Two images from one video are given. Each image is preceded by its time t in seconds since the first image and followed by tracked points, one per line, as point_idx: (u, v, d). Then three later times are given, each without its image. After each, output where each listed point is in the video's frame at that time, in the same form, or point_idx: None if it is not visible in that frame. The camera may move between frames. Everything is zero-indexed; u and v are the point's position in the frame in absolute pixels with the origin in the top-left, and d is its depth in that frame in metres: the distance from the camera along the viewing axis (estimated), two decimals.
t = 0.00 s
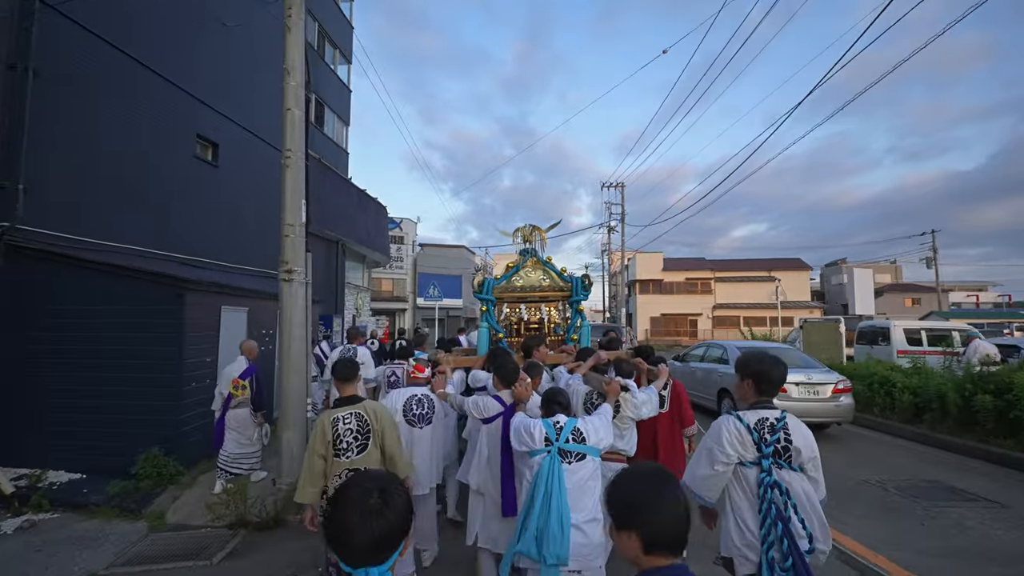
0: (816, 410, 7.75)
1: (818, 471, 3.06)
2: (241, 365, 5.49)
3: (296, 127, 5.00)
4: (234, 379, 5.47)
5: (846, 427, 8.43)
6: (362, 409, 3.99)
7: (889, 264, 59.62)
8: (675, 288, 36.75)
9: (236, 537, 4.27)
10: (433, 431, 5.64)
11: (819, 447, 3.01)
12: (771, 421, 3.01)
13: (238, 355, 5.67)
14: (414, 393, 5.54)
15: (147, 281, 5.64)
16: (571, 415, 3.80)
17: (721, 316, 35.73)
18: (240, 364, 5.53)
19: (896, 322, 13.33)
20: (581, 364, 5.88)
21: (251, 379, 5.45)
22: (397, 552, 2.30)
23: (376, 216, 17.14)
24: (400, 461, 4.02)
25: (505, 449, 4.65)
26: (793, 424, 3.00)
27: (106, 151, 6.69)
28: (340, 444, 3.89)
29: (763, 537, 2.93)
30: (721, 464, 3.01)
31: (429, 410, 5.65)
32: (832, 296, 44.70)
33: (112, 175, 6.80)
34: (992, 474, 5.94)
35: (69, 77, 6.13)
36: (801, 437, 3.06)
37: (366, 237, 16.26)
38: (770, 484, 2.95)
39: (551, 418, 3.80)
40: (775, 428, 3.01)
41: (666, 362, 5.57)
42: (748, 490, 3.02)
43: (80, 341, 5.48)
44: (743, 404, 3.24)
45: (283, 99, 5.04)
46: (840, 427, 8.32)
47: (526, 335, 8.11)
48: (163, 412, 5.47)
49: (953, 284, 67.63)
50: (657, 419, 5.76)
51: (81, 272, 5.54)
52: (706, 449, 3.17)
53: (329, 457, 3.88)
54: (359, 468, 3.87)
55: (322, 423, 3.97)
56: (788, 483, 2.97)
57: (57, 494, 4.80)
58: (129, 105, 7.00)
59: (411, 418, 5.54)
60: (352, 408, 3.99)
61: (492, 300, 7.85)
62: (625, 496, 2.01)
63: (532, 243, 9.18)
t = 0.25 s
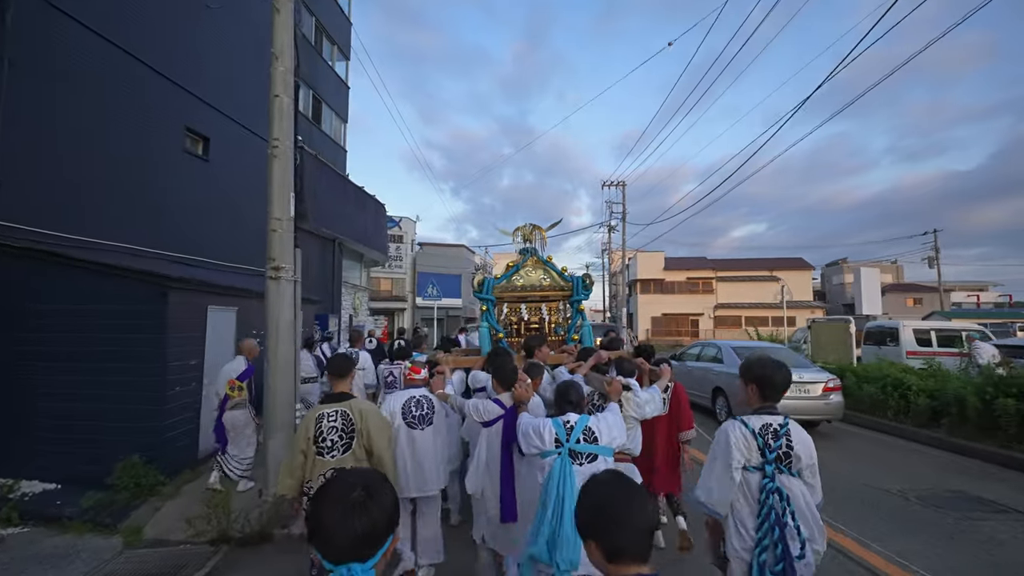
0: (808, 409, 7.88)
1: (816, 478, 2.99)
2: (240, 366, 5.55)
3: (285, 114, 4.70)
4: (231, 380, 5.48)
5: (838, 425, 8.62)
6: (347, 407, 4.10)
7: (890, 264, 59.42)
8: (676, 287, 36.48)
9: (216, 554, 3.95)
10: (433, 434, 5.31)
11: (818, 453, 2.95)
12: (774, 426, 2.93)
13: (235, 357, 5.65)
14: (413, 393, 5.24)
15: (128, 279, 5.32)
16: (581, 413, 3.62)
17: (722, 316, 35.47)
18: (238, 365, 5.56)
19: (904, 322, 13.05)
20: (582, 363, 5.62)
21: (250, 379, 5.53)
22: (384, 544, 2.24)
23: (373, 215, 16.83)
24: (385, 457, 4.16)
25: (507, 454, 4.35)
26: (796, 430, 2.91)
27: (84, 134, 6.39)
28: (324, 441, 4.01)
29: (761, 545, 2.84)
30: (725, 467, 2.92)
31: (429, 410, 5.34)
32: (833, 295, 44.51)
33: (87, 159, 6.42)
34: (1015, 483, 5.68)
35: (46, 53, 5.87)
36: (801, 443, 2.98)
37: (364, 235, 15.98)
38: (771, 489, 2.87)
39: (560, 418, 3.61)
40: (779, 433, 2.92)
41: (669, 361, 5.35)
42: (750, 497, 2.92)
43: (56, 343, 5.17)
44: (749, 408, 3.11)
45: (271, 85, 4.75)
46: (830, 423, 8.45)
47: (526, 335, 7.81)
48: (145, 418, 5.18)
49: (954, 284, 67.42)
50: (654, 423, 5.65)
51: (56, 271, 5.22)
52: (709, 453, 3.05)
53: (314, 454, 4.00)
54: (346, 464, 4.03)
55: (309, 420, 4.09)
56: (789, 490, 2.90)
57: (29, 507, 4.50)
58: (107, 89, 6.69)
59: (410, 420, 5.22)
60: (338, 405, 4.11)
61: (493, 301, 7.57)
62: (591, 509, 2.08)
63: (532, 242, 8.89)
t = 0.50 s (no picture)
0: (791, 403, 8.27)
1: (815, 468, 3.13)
2: (229, 365, 5.36)
3: (268, 98, 4.40)
4: (220, 380, 5.26)
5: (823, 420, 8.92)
6: (343, 413, 3.82)
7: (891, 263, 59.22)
8: (676, 286, 36.24)
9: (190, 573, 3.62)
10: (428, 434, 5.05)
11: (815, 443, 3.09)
12: (776, 415, 3.06)
13: (227, 357, 5.40)
14: (406, 392, 5.01)
15: (102, 274, 5.03)
16: (577, 411, 3.77)
17: (722, 315, 35.22)
18: (228, 364, 5.37)
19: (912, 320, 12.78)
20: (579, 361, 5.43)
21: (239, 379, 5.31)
22: (375, 553, 2.03)
23: (370, 211, 16.53)
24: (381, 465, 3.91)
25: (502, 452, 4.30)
26: (796, 420, 3.06)
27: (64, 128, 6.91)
28: (317, 448, 3.71)
29: (770, 535, 2.88)
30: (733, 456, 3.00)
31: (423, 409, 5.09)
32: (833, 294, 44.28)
33: (77, 157, 7.08)
34: None
35: (37, 54, 6.57)
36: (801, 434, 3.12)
37: (360, 233, 15.68)
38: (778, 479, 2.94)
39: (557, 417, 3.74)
40: (780, 423, 3.05)
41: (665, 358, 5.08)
42: (758, 487, 2.98)
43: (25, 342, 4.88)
44: (748, 400, 3.27)
45: (254, 67, 4.45)
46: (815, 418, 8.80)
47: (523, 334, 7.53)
48: (120, 422, 4.89)
49: (954, 283, 67.24)
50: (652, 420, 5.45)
51: (23, 264, 4.94)
52: (717, 443, 3.13)
53: (305, 462, 3.69)
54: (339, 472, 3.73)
55: (301, 425, 3.76)
56: (793, 480, 2.98)
57: None
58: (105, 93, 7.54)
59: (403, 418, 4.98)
60: (333, 410, 3.81)
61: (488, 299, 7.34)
62: (567, 509, 2.07)
63: (530, 239, 8.64)
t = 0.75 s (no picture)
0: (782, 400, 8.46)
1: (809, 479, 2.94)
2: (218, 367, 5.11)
3: (250, 82, 4.11)
4: (210, 382, 5.03)
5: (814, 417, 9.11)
6: (343, 406, 3.92)
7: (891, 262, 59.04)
8: (677, 285, 35.99)
9: None
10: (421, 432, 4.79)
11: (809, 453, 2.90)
12: (769, 424, 2.85)
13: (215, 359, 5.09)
14: (403, 390, 4.78)
15: (78, 272, 4.77)
16: (566, 415, 3.53)
17: (723, 315, 34.99)
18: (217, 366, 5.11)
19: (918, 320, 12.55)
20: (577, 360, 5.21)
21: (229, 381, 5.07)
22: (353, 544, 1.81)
23: (366, 209, 16.23)
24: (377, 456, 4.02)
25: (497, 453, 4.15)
26: (791, 430, 2.84)
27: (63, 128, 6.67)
28: (317, 440, 3.79)
29: (764, 552, 2.72)
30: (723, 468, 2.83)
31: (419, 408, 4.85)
32: (834, 293, 44.08)
33: (77, 157, 6.87)
34: None
35: (35, 53, 6.32)
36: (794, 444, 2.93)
37: (356, 231, 15.40)
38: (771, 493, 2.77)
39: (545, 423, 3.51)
40: (773, 433, 2.85)
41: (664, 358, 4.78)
42: (750, 501, 2.81)
43: None
44: (739, 410, 3.01)
45: (235, 50, 4.16)
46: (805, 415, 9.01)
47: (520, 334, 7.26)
48: (94, 429, 4.59)
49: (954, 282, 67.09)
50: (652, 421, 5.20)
51: None
52: (708, 454, 2.95)
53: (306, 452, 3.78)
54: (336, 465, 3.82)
55: (301, 418, 3.87)
56: (789, 492, 2.80)
57: None
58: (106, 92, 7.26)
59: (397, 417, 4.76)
60: (333, 404, 3.90)
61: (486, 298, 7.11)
62: (558, 518, 1.88)
63: (527, 237, 8.40)
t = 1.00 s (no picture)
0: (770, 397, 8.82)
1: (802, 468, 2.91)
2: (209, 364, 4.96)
3: (232, 62, 3.82)
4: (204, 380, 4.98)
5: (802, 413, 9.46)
6: (336, 404, 3.80)
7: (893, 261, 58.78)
8: (678, 284, 35.74)
9: None
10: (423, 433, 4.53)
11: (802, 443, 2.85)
12: (765, 419, 2.77)
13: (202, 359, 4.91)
14: (404, 388, 4.51)
15: (48, 268, 4.53)
16: (566, 409, 3.41)
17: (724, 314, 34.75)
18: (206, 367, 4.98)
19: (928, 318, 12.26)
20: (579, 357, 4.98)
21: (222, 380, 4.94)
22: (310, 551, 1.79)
23: (363, 206, 15.95)
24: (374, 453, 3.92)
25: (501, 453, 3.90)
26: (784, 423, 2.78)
27: (66, 128, 6.38)
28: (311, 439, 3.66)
29: (781, 556, 2.60)
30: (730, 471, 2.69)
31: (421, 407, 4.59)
32: (836, 292, 43.79)
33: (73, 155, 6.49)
34: None
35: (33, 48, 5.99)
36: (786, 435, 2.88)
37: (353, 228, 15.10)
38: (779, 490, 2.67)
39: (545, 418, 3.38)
40: (771, 427, 2.77)
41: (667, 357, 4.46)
42: (760, 501, 2.68)
43: None
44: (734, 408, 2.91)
45: (216, 29, 3.87)
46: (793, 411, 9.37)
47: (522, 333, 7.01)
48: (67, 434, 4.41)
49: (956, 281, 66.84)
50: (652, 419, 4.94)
51: None
52: (710, 458, 2.81)
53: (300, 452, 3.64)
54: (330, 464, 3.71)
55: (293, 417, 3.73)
56: (793, 486, 2.73)
57: None
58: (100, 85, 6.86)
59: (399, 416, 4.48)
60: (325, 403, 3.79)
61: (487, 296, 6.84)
62: (545, 511, 1.89)
63: (527, 234, 8.14)
